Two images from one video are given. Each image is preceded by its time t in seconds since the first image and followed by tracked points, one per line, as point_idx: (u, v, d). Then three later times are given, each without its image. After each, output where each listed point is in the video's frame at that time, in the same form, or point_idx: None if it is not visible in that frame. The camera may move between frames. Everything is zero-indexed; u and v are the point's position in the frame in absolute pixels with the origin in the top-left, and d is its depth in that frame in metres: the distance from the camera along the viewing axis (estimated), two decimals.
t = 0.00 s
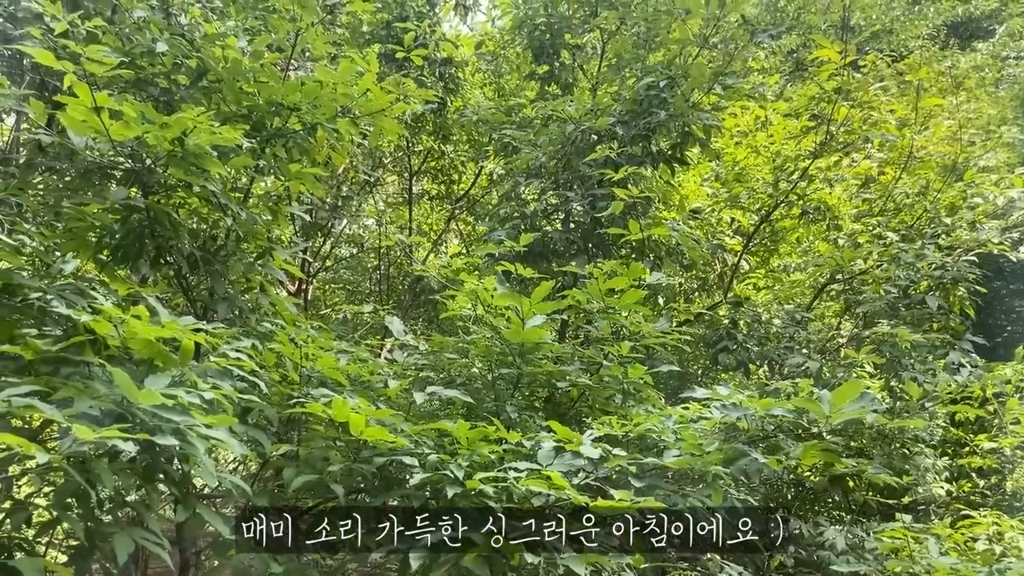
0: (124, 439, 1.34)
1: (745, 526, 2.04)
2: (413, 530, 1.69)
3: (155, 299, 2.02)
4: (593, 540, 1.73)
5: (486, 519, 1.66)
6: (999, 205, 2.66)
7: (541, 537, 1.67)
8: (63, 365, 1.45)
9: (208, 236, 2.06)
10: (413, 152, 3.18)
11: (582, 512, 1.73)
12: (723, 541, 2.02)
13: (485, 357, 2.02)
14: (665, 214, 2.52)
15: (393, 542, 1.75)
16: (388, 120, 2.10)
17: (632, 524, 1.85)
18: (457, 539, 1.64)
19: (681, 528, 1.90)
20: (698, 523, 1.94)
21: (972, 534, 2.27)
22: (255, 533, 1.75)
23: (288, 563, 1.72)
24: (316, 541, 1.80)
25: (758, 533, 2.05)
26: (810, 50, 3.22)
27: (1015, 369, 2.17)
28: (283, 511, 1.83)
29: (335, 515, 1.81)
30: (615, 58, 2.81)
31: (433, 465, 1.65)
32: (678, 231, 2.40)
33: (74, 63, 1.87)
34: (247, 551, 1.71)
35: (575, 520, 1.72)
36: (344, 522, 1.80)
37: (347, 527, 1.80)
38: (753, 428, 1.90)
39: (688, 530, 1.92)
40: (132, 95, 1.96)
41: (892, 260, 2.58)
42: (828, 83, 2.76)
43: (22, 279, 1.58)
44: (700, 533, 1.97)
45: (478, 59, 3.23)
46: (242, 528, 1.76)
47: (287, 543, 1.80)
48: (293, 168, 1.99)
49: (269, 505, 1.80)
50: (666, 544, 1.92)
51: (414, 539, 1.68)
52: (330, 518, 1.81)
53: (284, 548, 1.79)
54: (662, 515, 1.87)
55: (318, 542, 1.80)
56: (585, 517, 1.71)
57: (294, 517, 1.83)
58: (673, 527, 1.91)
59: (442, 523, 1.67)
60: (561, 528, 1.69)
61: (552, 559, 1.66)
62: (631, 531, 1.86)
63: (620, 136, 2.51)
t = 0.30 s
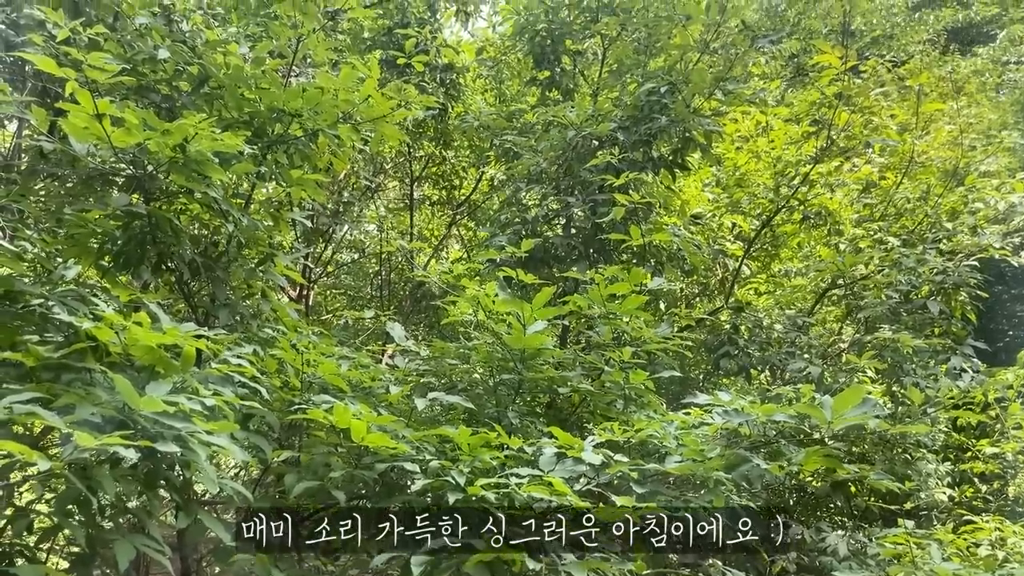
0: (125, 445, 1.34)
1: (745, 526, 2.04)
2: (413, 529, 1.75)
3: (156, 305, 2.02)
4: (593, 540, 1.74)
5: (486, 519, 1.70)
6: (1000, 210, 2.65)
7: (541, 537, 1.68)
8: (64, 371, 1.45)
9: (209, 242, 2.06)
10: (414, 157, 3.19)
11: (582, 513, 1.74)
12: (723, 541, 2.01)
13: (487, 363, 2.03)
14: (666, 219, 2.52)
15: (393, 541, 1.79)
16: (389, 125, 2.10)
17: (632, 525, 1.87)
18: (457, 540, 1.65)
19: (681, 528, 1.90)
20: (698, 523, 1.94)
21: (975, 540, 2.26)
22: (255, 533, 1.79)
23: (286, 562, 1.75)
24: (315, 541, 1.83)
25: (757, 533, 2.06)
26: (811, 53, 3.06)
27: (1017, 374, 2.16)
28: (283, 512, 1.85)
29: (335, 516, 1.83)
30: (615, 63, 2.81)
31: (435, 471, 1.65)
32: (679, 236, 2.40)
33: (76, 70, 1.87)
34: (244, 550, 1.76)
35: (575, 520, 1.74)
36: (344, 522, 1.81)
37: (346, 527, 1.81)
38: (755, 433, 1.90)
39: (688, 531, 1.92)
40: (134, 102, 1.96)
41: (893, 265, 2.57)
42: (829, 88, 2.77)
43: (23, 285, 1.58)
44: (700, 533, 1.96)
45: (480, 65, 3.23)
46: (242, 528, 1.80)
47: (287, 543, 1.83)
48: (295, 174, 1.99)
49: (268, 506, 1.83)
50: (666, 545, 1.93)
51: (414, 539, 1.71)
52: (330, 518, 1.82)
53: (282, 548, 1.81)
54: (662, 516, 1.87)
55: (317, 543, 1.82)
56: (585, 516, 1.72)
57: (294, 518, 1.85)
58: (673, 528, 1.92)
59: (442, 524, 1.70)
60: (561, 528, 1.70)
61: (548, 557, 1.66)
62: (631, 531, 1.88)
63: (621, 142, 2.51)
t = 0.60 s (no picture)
0: (125, 455, 1.34)
1: (745, 527, 2.02)
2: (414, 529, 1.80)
3: (156, 313, 2.01)
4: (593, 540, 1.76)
5: (486, 518, 1.68)
6: (999, 217, 2.65)
7: (541, 537, 1.72)
8: (64, 380, 1.46)
9: (210, 250, 2.06)
10: (414, 164, 3.19)
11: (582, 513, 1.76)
12: (723, 541, 2.00)
13: (487, 371, 2.03)
14: (666, 226, 2.52)
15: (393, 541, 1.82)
16: (389, 134, 2.11)
17: (632, 524, 1.82)
18: (457, 539, 1.71)
19: (681, 528, 1.89)
20: (698, 523, 1.93)
21: (976, 547, 2.26)
22: (255, 532, 1.83)
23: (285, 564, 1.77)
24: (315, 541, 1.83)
25: (757, 534, 2.05)
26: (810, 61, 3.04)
27: (1018, 382, 2.16)
28: (283, 511, 1.85)
29: (336, 516, 1.82)
30: (615, 71, 2.82)
31: (434, 480, 1.66)
32: (679, 243, 2.40)
33: (76, 79, 1.88)
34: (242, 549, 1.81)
35: (576, 521, 1.77)
36: (344, 522, 1.82)
37: (346, 527, 1.82)
38: (755, 441, 1.90)
39: (688, 531, 1.91)
40: (134, 111, 1.97)
41: (894, 272, 2.58)
42: (829, 95, 2.77)
43: (24, 295, 1.59)
44: (700, 533, 1.95)
45: (481, 74, 3.20)
46: (243, 527, 1.84)
47: (286, 543, 1.84)
48: (295, 183, 1.99)
49: (268, 507, 1.83)
50: (666, 545, 1.91)
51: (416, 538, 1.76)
52: (330, 520, 1.82)
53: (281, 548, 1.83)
54: (662, 515, 1.86)
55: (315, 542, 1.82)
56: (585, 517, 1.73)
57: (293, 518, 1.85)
58: (674, 527, 1.90)
59: (442, 524, 1.72)
60: (562, 528, 1.73)
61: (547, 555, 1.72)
62: (631, 532, 1.83)
63: (620, 149, 2.51)
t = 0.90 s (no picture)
0: (125, 468, 1.34)
1: (745, 527, 1.99)
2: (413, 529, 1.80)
3: (156, 325, 2.02)
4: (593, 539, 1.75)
5: (485, 519, 1.70)
6: (998, 226, 2.64)
7: (541, 537, 1.70)
8: (64, 393, 1.46)
9: (209, 262, 2.06)
10: (414, 174, 3.19)
11: (582, 512, 1.74)
12: (723, 541, 1.98)
13: (487, 382, 2.02)
14: (666, 236, 2.52)
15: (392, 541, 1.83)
16: (388, 145, 2.11)
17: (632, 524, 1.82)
18: (457, 539, 1.74)
19: (680, 527, 1.89)
20: (698, 522, 1.92)
21: (978, 557, 2.25)
22: (255, 532, 1.83)
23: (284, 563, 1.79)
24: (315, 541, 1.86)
25: (757, 535, 2.03)
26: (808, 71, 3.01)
27: (1018, 391, 2.15)
28: (283, 511, 1.84)
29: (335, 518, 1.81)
30: (614, 82, 2.83)
31: (434, 492, 1.67)
32: (678, 253, 2.40)
33: (76, 92, 1.88)
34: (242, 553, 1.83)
35: (576, 520, 1.73)
36: (343, 522, 1.80)
37: (346, 527, 1.81)
38: (754, 451, 1.90)
39: (688, 531, 1.91)
40: (135, 123, 1.97)
41: (893, 281, 2.58)
42: (827, 105, 2.78)
43: (24, 307, 1.59)
44: (699, 534, 1.93)
45: (479, 85, 3.21)
46: (242, 527, 1.83)
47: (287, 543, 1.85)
48: (294, 195, 1.99)
49: (268, 509, 1.82)
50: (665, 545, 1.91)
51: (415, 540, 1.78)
52: (329, 522, 1.82)
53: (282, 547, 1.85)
54: (661, 515, 1.87)
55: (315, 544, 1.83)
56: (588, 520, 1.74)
57: (293, 518, 1.84)
58: (673, 527, 1.90)
59: (442, 524, 1.75)
60: (562, 528, 1.70)
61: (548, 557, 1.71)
62: (631, 531, 1.82)
63: (620, 160, 2.52)
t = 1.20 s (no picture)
0: (122, 483, 1.34)
1: (746, 526, 1.91)
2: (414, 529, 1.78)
3: (155, 339, 2.02)
4: (592, 540, 1.76)
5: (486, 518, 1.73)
6: (997, 236, 2.63)
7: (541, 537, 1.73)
8: (62, 408, 1.46)
9: (208, 276, 2.06)
10: (413, 187, 3.18)
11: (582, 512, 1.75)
12: (723, 541, 1.92)
13: (486, 394, 2.01)
14: (664, 247, 2.52)
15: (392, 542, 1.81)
16: (386, 159, 2.11)
17: (632, 524, 1.80)
18: (457, 539, 1.73)
19: (681, 528, 1.83)
20: (698, 522, 1.86)
21: (979, 569, 2.24)
22: (255, 533, 1.81)
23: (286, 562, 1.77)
24: (315, 542, 1.83)
25: (757, 535, 1.98)
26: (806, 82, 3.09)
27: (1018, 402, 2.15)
28: (282, 511, 1.82)
29: (335, 517, 1.79)
30: (611, 94, 2.83)
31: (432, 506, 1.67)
32: (677, 265, 2.40)
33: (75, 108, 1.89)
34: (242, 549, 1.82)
35: (576, 519, 1.75)
36: (344, 522, 1.79)
37: (347, 527, 1.79)
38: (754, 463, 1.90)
39: (688, 530, 1.85)
40: (134, 138, 1.98)
41: (892, 291, 2.58)
42: (824, 116, 2.78)
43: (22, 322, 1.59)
44: (700, 533, 1.88)
45: (478, 97, 3.24)
46: (243, 527, 1.81)
47: (287, 543, 1.83)
48: (293, 209, 2.00)
49: (267, 509, 1.80)
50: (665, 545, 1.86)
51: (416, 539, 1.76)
52: (329, 520, 1.80)
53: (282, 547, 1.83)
54: (662, 515, 1.82)
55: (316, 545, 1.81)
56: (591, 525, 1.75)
57: (293, 518, 1.82)
58: (673, 527, 1.85)
59: (442, 524, 1.73)
60: (561, 529, 1.72)
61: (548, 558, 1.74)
62: (631, 531, 1.79)
63: (617, 172, 2.52)
